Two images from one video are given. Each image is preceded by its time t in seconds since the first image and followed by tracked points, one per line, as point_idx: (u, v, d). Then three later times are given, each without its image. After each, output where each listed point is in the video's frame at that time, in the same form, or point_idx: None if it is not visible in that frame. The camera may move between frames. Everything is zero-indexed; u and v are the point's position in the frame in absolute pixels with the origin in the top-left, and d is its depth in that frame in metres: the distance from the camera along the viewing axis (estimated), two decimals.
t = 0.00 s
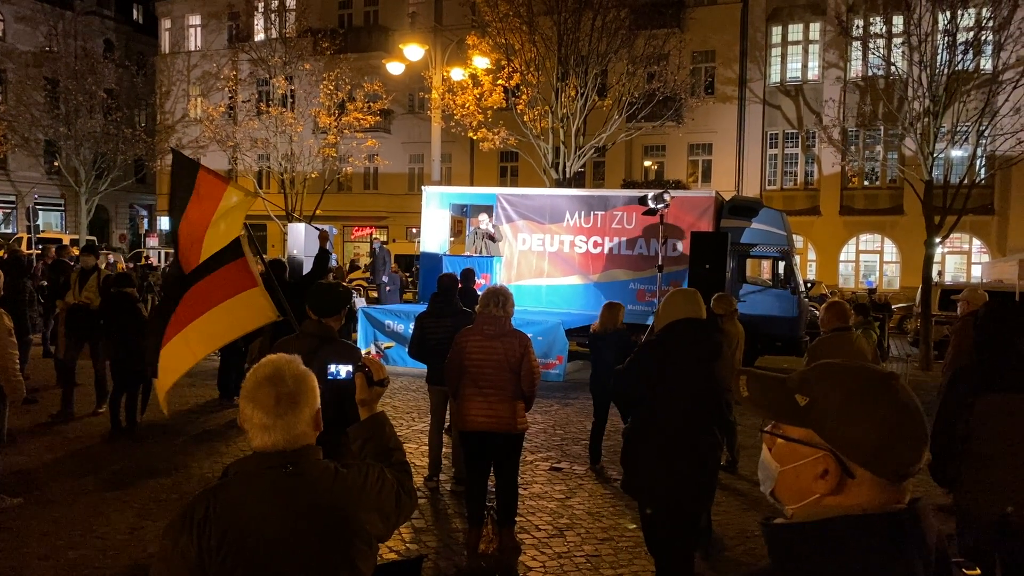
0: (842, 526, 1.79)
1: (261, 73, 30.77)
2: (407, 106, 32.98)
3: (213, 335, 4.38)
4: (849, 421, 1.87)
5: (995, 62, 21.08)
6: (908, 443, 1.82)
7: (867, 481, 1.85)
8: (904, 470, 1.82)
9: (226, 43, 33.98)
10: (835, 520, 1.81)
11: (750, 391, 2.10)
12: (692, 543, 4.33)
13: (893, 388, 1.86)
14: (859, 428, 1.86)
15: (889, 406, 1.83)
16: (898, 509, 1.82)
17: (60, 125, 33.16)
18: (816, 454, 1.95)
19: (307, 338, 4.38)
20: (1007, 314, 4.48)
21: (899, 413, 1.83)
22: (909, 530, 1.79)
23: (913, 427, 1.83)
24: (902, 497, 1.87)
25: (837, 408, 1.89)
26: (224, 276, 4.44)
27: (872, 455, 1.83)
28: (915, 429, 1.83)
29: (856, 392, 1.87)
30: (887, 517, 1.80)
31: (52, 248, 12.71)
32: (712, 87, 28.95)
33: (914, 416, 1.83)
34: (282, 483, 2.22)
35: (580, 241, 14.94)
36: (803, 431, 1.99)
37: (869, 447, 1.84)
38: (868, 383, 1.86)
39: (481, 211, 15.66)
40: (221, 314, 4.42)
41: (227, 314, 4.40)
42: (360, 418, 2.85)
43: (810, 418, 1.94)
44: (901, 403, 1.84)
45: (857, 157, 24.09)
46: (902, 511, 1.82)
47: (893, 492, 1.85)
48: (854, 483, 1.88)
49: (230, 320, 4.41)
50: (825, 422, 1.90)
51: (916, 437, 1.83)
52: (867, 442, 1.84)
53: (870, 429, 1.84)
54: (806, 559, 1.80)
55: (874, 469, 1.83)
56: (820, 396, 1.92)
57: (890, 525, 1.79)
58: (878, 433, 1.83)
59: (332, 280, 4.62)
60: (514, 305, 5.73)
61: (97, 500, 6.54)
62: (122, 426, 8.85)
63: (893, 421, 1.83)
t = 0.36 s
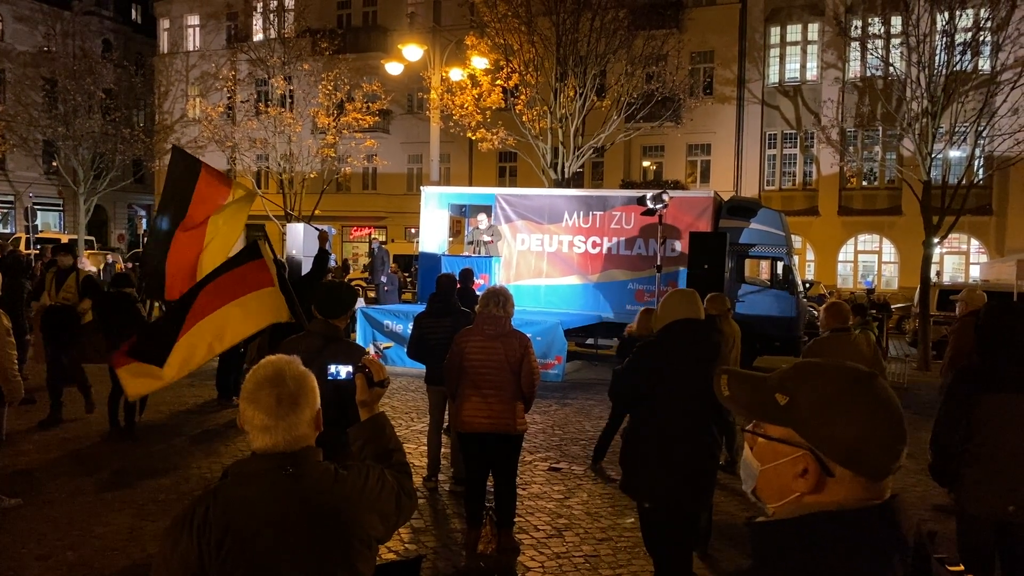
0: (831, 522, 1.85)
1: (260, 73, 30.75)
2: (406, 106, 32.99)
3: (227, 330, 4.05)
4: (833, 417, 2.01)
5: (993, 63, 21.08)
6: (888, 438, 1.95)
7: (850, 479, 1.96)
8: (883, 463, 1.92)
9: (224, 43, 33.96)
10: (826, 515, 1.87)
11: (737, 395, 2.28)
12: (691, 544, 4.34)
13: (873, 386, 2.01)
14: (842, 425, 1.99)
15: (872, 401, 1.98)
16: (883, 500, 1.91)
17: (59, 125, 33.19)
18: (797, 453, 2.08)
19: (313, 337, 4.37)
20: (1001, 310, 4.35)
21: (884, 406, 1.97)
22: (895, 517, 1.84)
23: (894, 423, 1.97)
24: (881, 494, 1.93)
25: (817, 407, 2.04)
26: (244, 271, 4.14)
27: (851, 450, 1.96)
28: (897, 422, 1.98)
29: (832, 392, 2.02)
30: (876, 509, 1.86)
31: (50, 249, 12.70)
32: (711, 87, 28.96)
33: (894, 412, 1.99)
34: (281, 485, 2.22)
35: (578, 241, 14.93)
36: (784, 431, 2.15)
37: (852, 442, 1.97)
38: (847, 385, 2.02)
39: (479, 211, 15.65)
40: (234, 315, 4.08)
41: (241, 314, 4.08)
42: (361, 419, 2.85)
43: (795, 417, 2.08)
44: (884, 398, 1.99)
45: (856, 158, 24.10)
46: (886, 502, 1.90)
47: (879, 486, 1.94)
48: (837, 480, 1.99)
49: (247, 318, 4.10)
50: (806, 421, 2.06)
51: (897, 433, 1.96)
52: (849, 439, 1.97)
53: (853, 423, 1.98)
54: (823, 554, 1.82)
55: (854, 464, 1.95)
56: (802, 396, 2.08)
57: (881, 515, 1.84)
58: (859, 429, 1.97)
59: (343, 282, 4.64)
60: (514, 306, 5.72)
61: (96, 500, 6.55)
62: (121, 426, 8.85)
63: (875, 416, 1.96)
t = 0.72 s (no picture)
0: (776, 533, 1.72)
1: (259, 73, 30.74)
2: (405, 107, 32.99)
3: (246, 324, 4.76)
4: (795, 418, 1.75)
5: (992, 63, 21.11)
6: (860, 449, 1.72)
7: (803, 480, 1.78)
8: (838, 470, 1.71)
9: (223, 43, 33.94)
10: (776, 522, 1.74)
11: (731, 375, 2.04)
12: (687, 544, 4.33)
13: (852, 387, 1.75)
14: (808, 427, 1.74)
15: (850, 407, 1.72)
16: (843, 509, 1.73)
17: (59, 125, 33.19)
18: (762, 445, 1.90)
19: (325, 338, 4.38)
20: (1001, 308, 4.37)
21: (856, 412, 1.72)
22: (862, 530, 1.69)
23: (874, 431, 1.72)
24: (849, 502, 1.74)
25: (786, 407, 1.76)
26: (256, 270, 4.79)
27: (808, 452, 1.74)
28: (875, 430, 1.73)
29: (804, 391, 1.75)
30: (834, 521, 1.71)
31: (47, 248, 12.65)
32: (710, 88, 28.98)
33: (874, 416, 1.73)
34: (283, 486, 2.23)
35: (578, 242, 14.93)
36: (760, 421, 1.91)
37: (816, 447, 1.73)
38: (826, 386, 1.75)
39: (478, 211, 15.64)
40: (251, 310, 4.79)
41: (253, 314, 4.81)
42: (364, 420, 2.87)
43: (764, 409, 1.80)
44: (860, 400, 1.73)
45: (855, 159, 24.11)
46: (850, 511, 1.72)
47: (841, 492, 1.74)
48: (792, 478, 1.81)
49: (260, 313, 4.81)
50: (771, 418, 1.79)
51: (873, 441, 1.72)
52: (811, 443, 1.73)
53: (818, 426, 1.73)
54: (752, 558, 1.73)
55: (810, 467, 1.75)
56: (773, 389, 1.80)
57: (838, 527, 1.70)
58: (827, 432, 1.73)
59: (359, 283, 4.60)
60: (514, 307, 5.72)
61: (96, 500, 6.54)
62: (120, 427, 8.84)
63: (847, 423, 1.72)
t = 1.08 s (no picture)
0: (758, 524, 1.71)
1: (259, 73, 30.73)
2: (405, 106, 32.97)
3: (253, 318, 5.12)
4: (775, 411, 1.79)
5: (992, 63, 21.09)
6: (843, 448, 1.75)
7: (769, 478, 1.80)
8: (798, 471, 1.75)
9: (223, 42, 33.93)
10: (758, 516, 1.72)
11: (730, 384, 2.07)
12: (686, 545, 4.32)
13: (835, 392, 1.79)
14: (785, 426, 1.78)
15: (829, 411, 1.76)
16: (811, 507, 1.73)
17: (58, 125, 33.22)
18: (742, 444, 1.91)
19: (333, 338, 4.43)
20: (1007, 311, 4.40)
21: (831, 416, 1.76)
22: (834, 527, 1.69)
23: (850, 436, 1.75)
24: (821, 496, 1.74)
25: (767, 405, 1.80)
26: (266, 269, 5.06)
27: (776, 452, 1.79)
28: (851, 436, 1.76)
29: (787, 390, 1.79)
30: (802, 517, 1.71)
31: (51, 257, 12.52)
32: (710, 87, 29.00)
33: (852, 423, 1.77)
34: (288, 484, 2.24)
35: (578, 241, 14.94)
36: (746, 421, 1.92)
37: (790, 447, 1.76)
38: (808, 389, 1.79)
39: (478, 210, 15.64)
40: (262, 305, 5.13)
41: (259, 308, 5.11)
42: (368, 420, 2.89)
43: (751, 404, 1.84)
44: (840, 406, 1.77)
45: (855, 158, 24.12)
46: (816, 510, 1.72)
47: (805, 496, 1.75)
48: (760, 475, 1.84)
49: (267, 307, 5.12)
50: (755, 413, 1.83)
51: (847, 447, 1.75)
52: (785, 443, 1.77)
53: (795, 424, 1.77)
54: (736, 549, 1.71)
55: (775, 467, 1.78)
56: (757, 386, 1.86)
57: (810, 522, 1.70)
58: (815, 431, 1.76)
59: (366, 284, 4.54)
60: (515, 307, 5.75)
61: (96, 500, 6.54)
62: (120, 426, 8.84)
63: (824, 425, 1.75)
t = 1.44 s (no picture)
0: (756, 512, 1.72)
1: (259, 72, 30.72)
2: (405, 105, 32.94)
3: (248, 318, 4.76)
4: (771, 408, 1.81)
5: (994, 62, 21.07)
6: (838, 440, 1.76)
7: (767, 471, 1.81)
8: (794, 465, 1.75)
9: (224, 41, 33.92)
10: (758, 505, 1.73)
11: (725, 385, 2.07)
12: (686, 545, 4.32)
13: (831, 384, 1.80)
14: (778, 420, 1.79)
15: (824, 403, 1.78)
16: (807, 499, 1.74)
17: (59, 124, 33.26)
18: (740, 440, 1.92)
19: (333, 337, 4.42)
20: (1001, 312, 4.42)
21: (821, 409, 1.77)
22: (835, 521, 1.69)
23: (844, 428, 1.77)
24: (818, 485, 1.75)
25: (762, 398, 1.82)
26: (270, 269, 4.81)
27: (772, 445, 1.80)
28: (844, 429, 1.77)
29: (778, 384, 1.81)
30: (803, 512, 1.70)
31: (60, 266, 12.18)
32: (711, 86, 28.98)
33: (847, 417, 1.78)
34: (294, 484, 2.24)
35: (578, 240, 14.93)
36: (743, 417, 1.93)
37: (783, 440, 1.78)
38: (806, 382, 1.80)
39: (479, 209, 15.63)
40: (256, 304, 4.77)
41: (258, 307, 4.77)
42: (374, 418, 2.91)
43: (749, 397, 1.85)
44: (832, 399, 1.78)
45: (856, 157, 24.10)
46: (810, 500, 1.73)
47: (804, 487, 1.76)
48: (757, 468, 1.85)
49: (264, 308, 4.78)
50: (751, 406, 1.84)
51: (841, 440, 1.76)
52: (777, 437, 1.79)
53: (789, 416, 1.78)
54: (741, 549, 1.69)
55: (771, 460, 1.80)
56: (749, 382, 1.88)
57: (808, 513, 1.70)
58: (809, 423, 1.77)
59: (363, 283, 4.62)
60: (516, 306, 5.74)
61: (98, 499, 6.54)
62: (121, 425, 8.84)
63: (816, 418, 1.77)
